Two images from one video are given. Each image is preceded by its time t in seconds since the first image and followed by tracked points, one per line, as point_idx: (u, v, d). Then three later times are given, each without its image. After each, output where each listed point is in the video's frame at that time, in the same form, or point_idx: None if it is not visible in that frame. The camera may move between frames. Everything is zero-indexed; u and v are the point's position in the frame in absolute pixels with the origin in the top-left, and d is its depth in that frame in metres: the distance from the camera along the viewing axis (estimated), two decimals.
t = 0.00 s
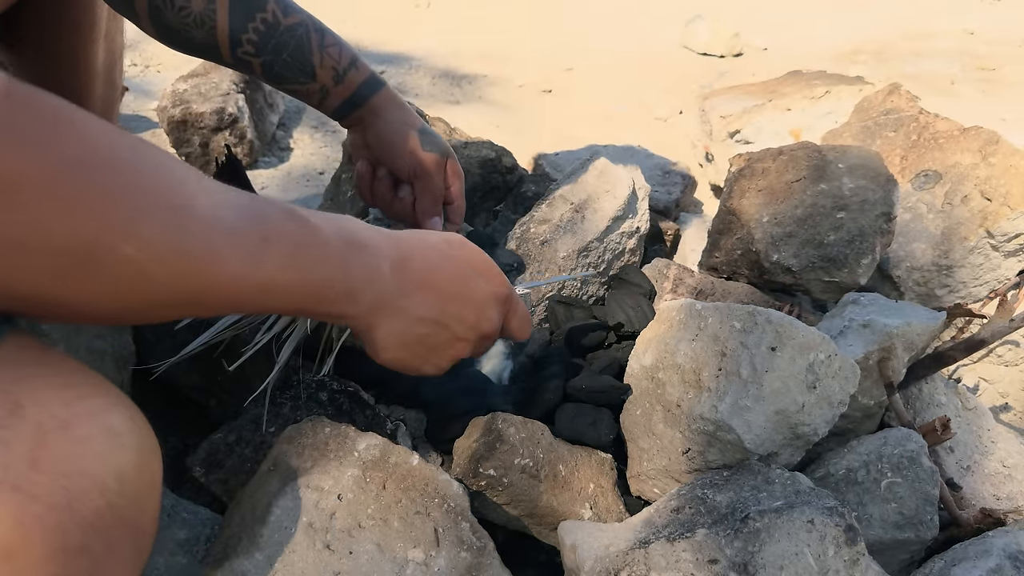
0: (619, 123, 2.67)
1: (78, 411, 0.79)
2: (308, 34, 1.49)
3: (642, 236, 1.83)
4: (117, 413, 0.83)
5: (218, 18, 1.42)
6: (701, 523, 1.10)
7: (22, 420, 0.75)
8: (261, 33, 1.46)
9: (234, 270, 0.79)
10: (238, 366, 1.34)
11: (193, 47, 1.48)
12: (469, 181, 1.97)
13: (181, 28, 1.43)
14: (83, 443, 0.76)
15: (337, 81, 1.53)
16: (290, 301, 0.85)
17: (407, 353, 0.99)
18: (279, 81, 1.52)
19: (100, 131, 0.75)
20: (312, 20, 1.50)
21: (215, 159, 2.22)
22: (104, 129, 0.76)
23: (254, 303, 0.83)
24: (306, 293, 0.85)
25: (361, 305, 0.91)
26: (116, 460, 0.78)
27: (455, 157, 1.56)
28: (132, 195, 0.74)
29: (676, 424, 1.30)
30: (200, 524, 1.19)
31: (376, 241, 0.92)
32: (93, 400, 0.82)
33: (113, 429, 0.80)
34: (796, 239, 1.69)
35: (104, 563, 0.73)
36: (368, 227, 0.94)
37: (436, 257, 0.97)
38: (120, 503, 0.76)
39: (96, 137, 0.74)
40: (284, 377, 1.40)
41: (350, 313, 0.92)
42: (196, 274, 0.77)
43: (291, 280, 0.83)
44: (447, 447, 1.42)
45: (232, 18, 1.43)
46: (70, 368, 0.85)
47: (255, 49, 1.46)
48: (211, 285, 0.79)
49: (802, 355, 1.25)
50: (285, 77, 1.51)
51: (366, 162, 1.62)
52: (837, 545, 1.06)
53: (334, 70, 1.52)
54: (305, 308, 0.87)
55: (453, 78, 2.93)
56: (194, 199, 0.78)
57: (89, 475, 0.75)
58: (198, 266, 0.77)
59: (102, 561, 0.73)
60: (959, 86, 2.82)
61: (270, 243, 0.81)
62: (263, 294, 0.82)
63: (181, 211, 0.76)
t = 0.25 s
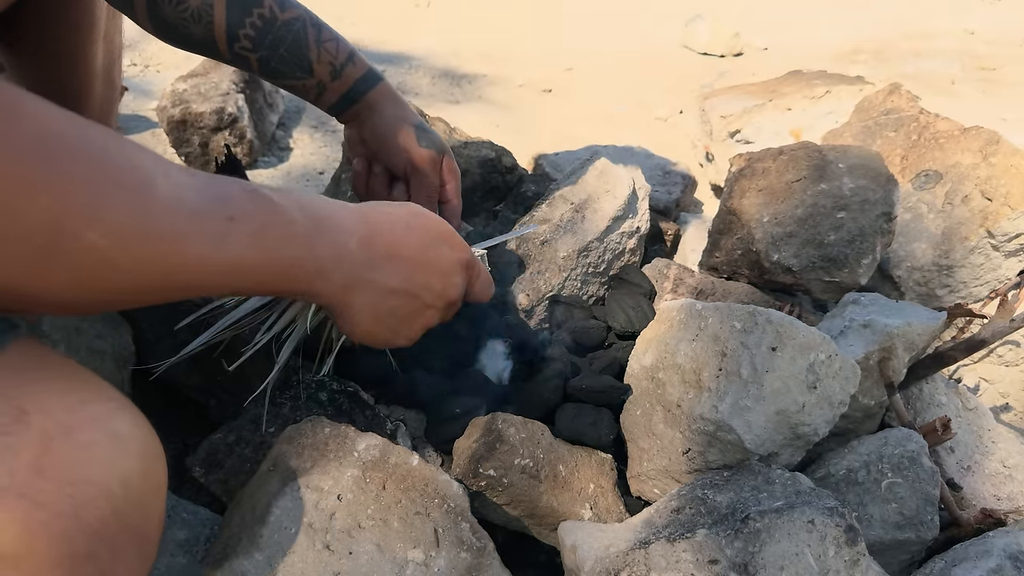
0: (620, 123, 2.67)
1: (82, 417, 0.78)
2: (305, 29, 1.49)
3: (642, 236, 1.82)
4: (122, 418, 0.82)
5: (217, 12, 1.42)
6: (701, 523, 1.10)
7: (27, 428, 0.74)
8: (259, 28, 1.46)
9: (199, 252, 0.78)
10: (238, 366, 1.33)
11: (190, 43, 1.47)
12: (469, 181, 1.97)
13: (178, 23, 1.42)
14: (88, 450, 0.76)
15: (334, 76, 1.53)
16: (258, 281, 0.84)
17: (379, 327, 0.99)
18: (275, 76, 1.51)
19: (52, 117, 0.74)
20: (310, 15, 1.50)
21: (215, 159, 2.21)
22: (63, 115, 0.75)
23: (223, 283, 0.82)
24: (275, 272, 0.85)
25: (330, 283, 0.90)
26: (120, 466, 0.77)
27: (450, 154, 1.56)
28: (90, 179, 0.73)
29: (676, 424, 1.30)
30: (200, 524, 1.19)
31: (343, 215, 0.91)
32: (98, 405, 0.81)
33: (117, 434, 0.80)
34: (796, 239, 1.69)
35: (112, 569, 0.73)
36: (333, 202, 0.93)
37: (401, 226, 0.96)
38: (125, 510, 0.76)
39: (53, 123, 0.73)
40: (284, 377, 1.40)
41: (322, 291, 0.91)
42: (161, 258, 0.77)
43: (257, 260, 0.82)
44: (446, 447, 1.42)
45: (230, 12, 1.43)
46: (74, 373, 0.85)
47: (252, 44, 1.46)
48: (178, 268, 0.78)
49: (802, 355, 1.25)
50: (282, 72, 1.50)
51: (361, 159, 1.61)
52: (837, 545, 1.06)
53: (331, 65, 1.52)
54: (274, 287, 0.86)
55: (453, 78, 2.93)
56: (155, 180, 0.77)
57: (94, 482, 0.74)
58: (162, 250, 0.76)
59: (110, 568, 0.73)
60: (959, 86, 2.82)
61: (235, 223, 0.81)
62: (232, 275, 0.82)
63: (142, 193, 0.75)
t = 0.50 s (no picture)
0: (620, 123, 2.67)
1: (81, 411, 0.78)
2: (298, 47, 1.49)
3: (642, 236, 1.82)
4: (121, 413, 0.82)
5: (207, 31, 1.42)
6: (701, 523, 1.10)
7: (26, 422, 0.74)
8: (252, 45, 1.46)
9: (242, 266, 0.83)
10: (238, 366, 1.34)
11: (181, 57, 1.49)
12: (469, 182, 1.97)
13: (170, 38, 1.44)
14: (87, 445, 0.76)
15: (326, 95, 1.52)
16: (289, 292, 0.90)
17: (371, 336, 1.06)
18: (268, 93, 1.51)
19: (102, 141, 0.76)
20: (304, 33, 1.50)
21: (215, 159, 2.21)
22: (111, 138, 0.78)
23: (256, 295, 0.87)
24: (292, 291, 0.90)
25: (344, 297, 0.96)
26: (118, 461, 0.77)
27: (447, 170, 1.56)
28: (140, 202, 0.76)
29: (676, 424, 1.30)
30: (200, 524, 1.19)
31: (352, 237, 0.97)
32: (96, 399, 0.81)
33: (117, 429, 0.80)
34: (796, 239, 1.69)
35: (111, 563, 0.75)
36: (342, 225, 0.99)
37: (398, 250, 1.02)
38: (123, 503, 0.76)
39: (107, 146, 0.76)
40: (284, 377, 1.40)
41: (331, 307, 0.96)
42: (199, 278, 0.81)
43: (279, 280, 0.87)
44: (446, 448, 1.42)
45: (222, 30, 1.43)
46: (73, 368, 0.85)
47: (244, 61, 1.46)
48: (210, 286, 0.82)
49: (802, 355, 1.25)
50: (274, 90, 1.50)
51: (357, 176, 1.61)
52: (837, 545, 1.06)
53: (325, 83, 1.51)
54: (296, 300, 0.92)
55: (453, 78, 2.93)
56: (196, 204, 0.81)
57: (93, 476, 0.74)
58: (199, 271, 0.81)
59: (109, 561, 0.75)
60: (959, 86, 2.82)
61: (262, 245, 0.85)
62: (254, 292, 0.86)
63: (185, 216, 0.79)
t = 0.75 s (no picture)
0: (619, 122, 2.67)
1: (90, 404, 0.79)
2: (300, 11, 1.54)
3: (642, 236, 1.82)
4: (128, 407, 0.83)
5: (212, 4, 1.46)
6: (701, 523, 1.10)
7: (35, 412, 0.75)
8: (253, 13, 1.50)
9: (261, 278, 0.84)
10: (238, 366, 1.36)
11: (188, 33, 1.53)
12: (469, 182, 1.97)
13: (175, 12, 1.48)
14: (96, 437, 0.76)
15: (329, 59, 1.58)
16: (311, 305, 0.90)
17: (401, 362, 1.04)
18: (273, 59, 1.56)
19: (133, 147, 0.77)
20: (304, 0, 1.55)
21: (215, 159, 2.21)
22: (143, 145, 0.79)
23: (274, 308, 0.88)
24: (314, 304, 0.90)
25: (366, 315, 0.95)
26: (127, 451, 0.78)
27: (457, 109, 1.61)
28: (166, 208, 0.78)
29: (676, 424, 1.30)
30: (200, 524, 1.19)
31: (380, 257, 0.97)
32: (104, 394, 0.82)
33: (124, 422, 0.80)
34: (796, 239, 1.69)
35: (122, 552, 0.75)
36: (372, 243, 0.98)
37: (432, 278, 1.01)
38: (131, 493, 0.77)
39: (137, 151, 0.78)
40: (285, 377, 1.40)
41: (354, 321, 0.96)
42: (221, 284, 0.82)
43: (301, 293, 0.87)
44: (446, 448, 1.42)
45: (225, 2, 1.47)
46: (80, 361, 0.85)
47: (249, 30, 1.51)
48: (233, 293, 0.83)
49: (802, 355, 1.25)
50: (280, 56, 1.55)
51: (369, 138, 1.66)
52: (837, 545, 1.06)
53: (328, 45, 1.57)
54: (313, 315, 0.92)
55: (453, 78, 2.93)
56: (223, 213, 0.81)
57: (102, 468, 0.75)
58: (221, 278, 0.81)
59: (118, 552, 0.75)
60: (959, 86, 2.82)
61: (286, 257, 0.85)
62: (275, 304, 0.87)
63: (210, 223, 0.80)
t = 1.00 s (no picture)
0: (619, 123, 2.67)
1: (96, 413, 0.80)
2: (300, 40, 1.49)
3: (642, 236, 1.82)
4: (134, 414, 0.84)
5: (212, 25, 1.42)
6: (701, 523, 1.10)
7: (41, 421, 0.76)
8: (253, 40, 1.45)
9: (243, 269, 0.84)
10: (238, 366, 1.34)
11: (188, 52, 1.48)
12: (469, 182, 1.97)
13: (175, 33, 1.43)
14: (101, 445, 0.77)
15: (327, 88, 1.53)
16: (304, 293, 0.91)
17: (404, 343, 1.04)
18: (270, 85, 1.51)
19: (112, 144, 0.79)
20: (305, 26, 1.50)
21: (215, 159, 2.22)
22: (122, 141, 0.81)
23: (261, 301, 0.88)
24: (308, 291, 0.91)
25: (361, 303, 0.97)
26: (132, 459, 0.78)
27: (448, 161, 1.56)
28: (148, 202, 0.79)
29: (676, 424, 1.30)
30: (200, 524, 1.19)
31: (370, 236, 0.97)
32: (110, 402, 0.83)
33: (130, 431, 0.81)
34: (796, 239, 1.69)
35: (122, 561, 0.74)
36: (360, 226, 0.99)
37: (425, 252, 1.02)
38: (137, 500, 0.77)
39: (115, 148, 0.80)
40: (285, 378, 1.40)
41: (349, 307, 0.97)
42: (210, 275, 0.83)
43: (291, 280, 0.88)
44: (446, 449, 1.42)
45: (225, 24, 1.43)
46: (87, 369, 0.87)
47: (247, 56, 1.46)
48: (223, 284, 0.84)
49: (802, 355, 1.25)
50: (277, 83, 1.51)
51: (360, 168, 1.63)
52: (837, 545, 1.06)
53: (325, 76, 1.52)
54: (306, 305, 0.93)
55: (453, 78, 2.93)
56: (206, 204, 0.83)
57: (108, 474, 0.75)
58: (210, 269, 0.82)
59: (120, 560, 0.74)
60: (959, 86, 2.82)
61: (273, 244, 0.87)
62: (268, 293, 0.88)
63: (195, 214, 0.81)
